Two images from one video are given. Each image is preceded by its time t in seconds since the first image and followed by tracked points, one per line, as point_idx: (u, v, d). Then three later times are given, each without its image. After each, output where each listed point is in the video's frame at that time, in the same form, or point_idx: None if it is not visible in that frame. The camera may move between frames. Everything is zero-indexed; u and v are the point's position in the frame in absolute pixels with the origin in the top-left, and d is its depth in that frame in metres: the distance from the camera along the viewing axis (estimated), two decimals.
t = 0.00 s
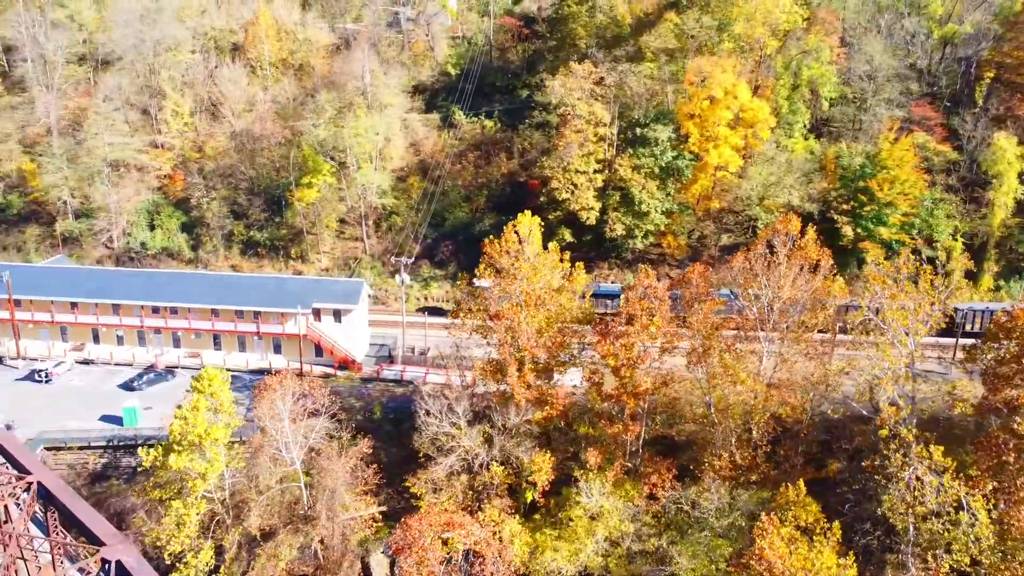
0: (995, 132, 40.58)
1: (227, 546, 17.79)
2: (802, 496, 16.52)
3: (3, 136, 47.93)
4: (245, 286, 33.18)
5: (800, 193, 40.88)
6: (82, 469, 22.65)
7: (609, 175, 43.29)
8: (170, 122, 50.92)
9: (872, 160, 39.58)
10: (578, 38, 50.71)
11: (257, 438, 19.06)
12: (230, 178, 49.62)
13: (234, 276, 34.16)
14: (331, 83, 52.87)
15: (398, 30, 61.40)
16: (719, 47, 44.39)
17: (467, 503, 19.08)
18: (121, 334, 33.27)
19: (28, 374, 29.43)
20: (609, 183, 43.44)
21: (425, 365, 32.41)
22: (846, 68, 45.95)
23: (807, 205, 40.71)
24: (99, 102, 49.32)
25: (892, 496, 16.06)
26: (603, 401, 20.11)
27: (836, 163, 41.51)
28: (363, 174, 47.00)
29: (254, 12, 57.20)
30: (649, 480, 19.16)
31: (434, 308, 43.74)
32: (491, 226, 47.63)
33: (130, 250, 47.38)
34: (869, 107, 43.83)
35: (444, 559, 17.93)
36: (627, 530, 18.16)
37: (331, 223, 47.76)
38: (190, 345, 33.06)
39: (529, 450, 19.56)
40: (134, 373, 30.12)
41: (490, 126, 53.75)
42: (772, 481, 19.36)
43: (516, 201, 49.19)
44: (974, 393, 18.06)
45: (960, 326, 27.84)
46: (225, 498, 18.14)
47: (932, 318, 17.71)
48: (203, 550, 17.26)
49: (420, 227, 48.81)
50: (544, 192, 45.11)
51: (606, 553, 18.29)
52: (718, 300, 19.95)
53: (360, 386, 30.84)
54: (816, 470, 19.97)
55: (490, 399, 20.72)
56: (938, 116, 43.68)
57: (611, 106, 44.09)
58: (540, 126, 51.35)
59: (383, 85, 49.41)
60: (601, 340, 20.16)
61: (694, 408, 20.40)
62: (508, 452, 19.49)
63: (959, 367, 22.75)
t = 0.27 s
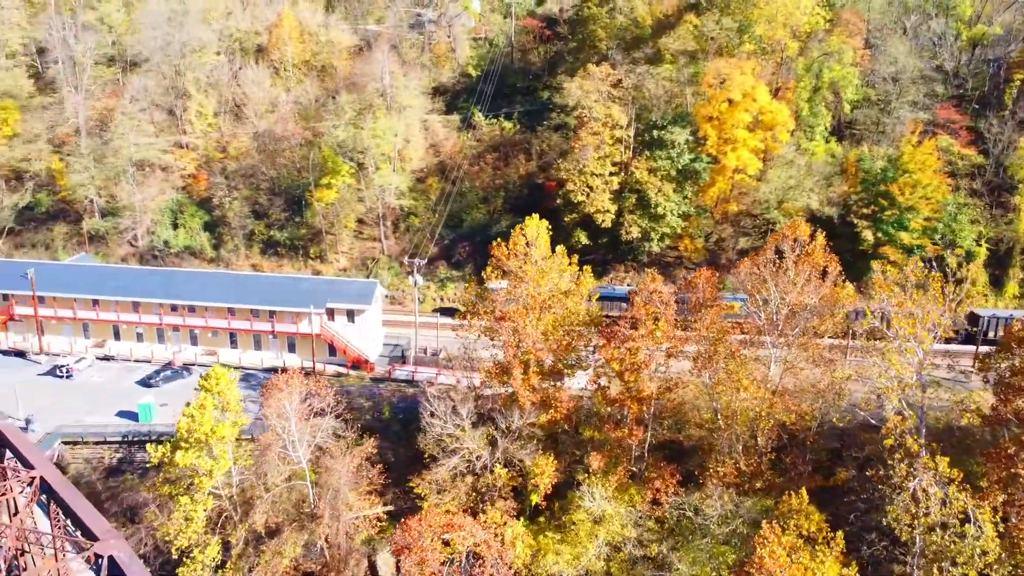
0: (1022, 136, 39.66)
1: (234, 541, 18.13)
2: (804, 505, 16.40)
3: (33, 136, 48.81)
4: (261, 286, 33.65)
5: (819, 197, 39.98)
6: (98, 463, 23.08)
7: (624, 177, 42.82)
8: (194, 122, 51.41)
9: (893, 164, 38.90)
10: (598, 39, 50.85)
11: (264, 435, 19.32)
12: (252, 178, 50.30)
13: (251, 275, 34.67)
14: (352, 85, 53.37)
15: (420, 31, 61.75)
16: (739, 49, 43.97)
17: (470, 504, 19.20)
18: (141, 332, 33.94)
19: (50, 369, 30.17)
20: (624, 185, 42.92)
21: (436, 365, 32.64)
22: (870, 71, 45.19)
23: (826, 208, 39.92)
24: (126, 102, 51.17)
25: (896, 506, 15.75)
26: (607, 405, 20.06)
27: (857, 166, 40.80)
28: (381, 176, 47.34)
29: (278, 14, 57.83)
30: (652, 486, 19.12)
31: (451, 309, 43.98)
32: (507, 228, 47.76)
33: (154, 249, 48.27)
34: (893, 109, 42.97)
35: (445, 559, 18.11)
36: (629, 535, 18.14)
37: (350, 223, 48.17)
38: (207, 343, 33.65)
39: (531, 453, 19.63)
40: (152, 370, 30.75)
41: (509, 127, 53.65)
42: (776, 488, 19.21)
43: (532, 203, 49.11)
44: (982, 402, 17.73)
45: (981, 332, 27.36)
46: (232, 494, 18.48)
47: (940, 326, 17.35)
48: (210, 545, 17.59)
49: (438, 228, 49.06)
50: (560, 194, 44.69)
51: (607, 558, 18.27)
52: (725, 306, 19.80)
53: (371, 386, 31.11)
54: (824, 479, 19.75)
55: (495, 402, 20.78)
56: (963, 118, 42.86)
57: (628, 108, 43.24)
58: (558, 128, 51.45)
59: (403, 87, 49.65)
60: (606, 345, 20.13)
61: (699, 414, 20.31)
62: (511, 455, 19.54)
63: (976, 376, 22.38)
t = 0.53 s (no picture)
0: None
1: (241, 537, 18.48)
2: (806, 513, 16.21)
3: (62, 136, 49.28)
4: (277, 285, 34.13)
5: (838, 201, 38.97)
6: (114, 458, 23.63)
7: (641, 180, 41.93)
8: (218, 124, 51.83)
9: (915, 168, 37.78)
10: (618, 41, 49.44)
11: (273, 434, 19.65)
12: (272, 178, 51.31)
13: (267, 275, 35.18)
14: (372, 86, 53.80)
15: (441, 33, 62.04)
16: (759, 51, 42.73)
17: (473, 505, 19.33)
18: (160, 329, 34.63)
19: (72, 365, 30.91)
20: (640, 189, 41.98)
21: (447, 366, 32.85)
22: (892, 73, 44.42)
23: (846, 213, 38.99)
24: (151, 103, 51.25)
25: (899, 515, 15.48)
26: (611, 409, 20.06)
27: (879, 170, 39.92)
28: (399, 177, 47.71)
29: (302, 16, 58.51)
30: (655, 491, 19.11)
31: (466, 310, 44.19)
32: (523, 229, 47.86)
33: (177, 247, 49.06)
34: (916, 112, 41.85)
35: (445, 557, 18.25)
36: (630, 540, 18.16)
37: (368, 223, 48.55)
38: (224, 341, 34.23)
39: (535, 456, 19.73)
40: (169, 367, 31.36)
41: (527, 129, 53.83)
42: (780, 494, 19.05)
43: (549, 204, 49.22)
44: (992, 411, 17.28)
45: (1002, 340, 26.78)
46: (240, 490, 18.81)
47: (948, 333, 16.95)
48: (217, 540, 17.95)
49: (455, 229, 49.25)
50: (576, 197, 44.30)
51: (608, 561, 18.29)
52: (732, 310, 19.69)
53: (383, 386, 31.40)
54: (833, 487, 19.58)
55: (500, 404, 20.87)
56: (989, 121, 41.98)
57: (646, 110, 42.47)
58: (575, 129, 51.45)
59: (421, 89, 49.84)
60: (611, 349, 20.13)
61: (704, 419, 20.23)
62: (514, 457, 19.63)
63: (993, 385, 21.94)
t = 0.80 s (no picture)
0: None
1: (249, 532, 18.92)
2: (809, 520, 16.02)
3: (90, 135, 50.54)
4: (293, 283, 34.63)
5: (857, 205, 37.90)
6: (131, 451, 24.21)
7: (657, 182, 41.30)
8: (242, 124, 53.05)
9: (936, 170, 36.61)
10: (638, 43, 49.45)
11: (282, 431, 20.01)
12: (294, 178, 52.00)
13: (284, 273, 35.70)
14: (393, 87, 54.25)
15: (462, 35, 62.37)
16: (781, 53, 42.00)
17: (477, 505, 19.54)
18: (180, 326, 35.37)
19: (94, 360, 31.69)
20: (657, 190, 41.32)
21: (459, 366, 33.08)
22: (916, 74, 43.42)
23: (864, 217, 37.92)
24: (177, 103, 51.97)
25: (903, 525, 15.23)
26: (616, 412, 20.08)
27: (900, 173, 38.76)
28: (417, 178, 48.07)
29: (326, 18, 59.06)
30: (657, 495, 19.15)
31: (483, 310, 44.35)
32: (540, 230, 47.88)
33: (201, 245, 49.88)
34: (940, 114, 40.83)
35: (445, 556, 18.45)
36: (632, 544, 18.24)
37: (386, 223, 48.99)
38: (242, 338, 34.84)
39: (538, 458, 19.84)
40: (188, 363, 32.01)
41: (547, 130, 53.98)
42: (785, 500, 18.94)
43: (567, 206, 49.37)
44: (1003, 421, 16.80)
45: None
46: (249, 486, 19.21)
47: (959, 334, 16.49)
48: (226, 534, 18.37)
49: (472, 230, 49.45)
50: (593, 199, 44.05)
51: (611, 564, 18.37)
52: (739, 314, 19.58)
53: (396, 384, 31.70)
54: (842, 494, 19.40)
55: (507, 405, 21.01)
56: (1015, 124, 41.13)
57: (663, 112, 41.75)
58: (593, 130, 51.49)
59: (440, 90, 50.09)
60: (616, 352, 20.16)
61: (707, 423, 20.26)
62: (519, 459, 19.78)
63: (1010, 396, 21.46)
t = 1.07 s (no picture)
0: None
1: (258, 526, 19.33)
2: (812, 526, 16.04)
3: (118, 135, 51.89)
4: (310, 282, 35.12)
5: (877, 209, 37.09)
6: (148, 445, 24.74)
7: (674, 184, 40.68)
8: (266, 124, 53.94)
9: (959, 174, 35.75)
10: (658, 44, 49.14)
11: (293, 428, 20.50)
12: (315, 178, 52.52)
13: (302, 272, 36.22)
14: (413, 88, 54.63)
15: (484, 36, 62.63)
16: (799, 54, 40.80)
17: (482, 505, 19.76)
18: (200, 323, 36.09)
19: (116, 355, 32.50)
20: (673, 192, 40.77)
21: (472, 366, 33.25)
22: (942, 76, 42.38)
23: (884, 221, 37.08)
24: (204, 105, 52.97)
25: (907, 533, 14.98)
26: (621, 415, 20.13)
27: (923, 176, 37.75)
28: (435, 179, 48.41)
29: (350, 19, 59.52)
30: (662, 499, 19.19)
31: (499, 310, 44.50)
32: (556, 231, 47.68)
33: (224, 243, 50.81)
34: (966, 116, 39.98)
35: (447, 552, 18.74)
36: (636, 546, 18.30)
37: (405, 223, 49.49)
38: (259, 336, 35.46)
39: (542, 459, 19.95)
40: (206, 359, 32.66)
41: (566, 131, 54.00)
42: (790, 505, 18.85)
43: (585, 207, 49.36)
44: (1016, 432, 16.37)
45: None
46: (258, 482, 19.66)
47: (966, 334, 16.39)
48: (236, 528, 18.78)
49: (489, 231, 49.63)
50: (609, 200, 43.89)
51: (614, 565, 18.45)
52: (747, 318, 19.50)
53: (409, 383, 31.99)
54: (851, 501, 19.25)
55: (513, 406, 21.10)
56: None
57: (681, 114, 40.96)
58: (612, 131, 51.33)
59: (459, 92, 50.37)
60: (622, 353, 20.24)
61: (713, 427, 20.22)
62: (524, 459, 19.93)
63: None
